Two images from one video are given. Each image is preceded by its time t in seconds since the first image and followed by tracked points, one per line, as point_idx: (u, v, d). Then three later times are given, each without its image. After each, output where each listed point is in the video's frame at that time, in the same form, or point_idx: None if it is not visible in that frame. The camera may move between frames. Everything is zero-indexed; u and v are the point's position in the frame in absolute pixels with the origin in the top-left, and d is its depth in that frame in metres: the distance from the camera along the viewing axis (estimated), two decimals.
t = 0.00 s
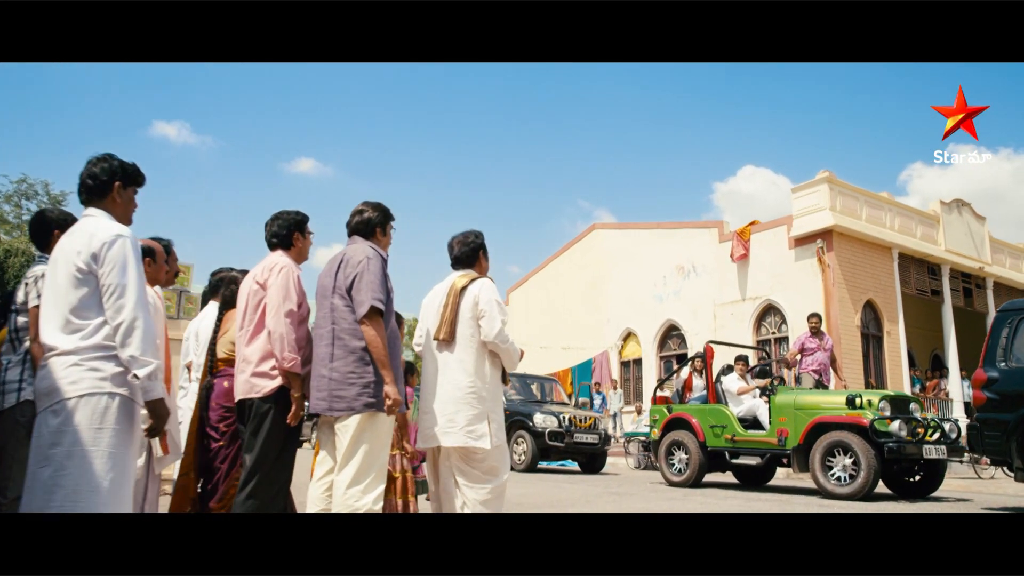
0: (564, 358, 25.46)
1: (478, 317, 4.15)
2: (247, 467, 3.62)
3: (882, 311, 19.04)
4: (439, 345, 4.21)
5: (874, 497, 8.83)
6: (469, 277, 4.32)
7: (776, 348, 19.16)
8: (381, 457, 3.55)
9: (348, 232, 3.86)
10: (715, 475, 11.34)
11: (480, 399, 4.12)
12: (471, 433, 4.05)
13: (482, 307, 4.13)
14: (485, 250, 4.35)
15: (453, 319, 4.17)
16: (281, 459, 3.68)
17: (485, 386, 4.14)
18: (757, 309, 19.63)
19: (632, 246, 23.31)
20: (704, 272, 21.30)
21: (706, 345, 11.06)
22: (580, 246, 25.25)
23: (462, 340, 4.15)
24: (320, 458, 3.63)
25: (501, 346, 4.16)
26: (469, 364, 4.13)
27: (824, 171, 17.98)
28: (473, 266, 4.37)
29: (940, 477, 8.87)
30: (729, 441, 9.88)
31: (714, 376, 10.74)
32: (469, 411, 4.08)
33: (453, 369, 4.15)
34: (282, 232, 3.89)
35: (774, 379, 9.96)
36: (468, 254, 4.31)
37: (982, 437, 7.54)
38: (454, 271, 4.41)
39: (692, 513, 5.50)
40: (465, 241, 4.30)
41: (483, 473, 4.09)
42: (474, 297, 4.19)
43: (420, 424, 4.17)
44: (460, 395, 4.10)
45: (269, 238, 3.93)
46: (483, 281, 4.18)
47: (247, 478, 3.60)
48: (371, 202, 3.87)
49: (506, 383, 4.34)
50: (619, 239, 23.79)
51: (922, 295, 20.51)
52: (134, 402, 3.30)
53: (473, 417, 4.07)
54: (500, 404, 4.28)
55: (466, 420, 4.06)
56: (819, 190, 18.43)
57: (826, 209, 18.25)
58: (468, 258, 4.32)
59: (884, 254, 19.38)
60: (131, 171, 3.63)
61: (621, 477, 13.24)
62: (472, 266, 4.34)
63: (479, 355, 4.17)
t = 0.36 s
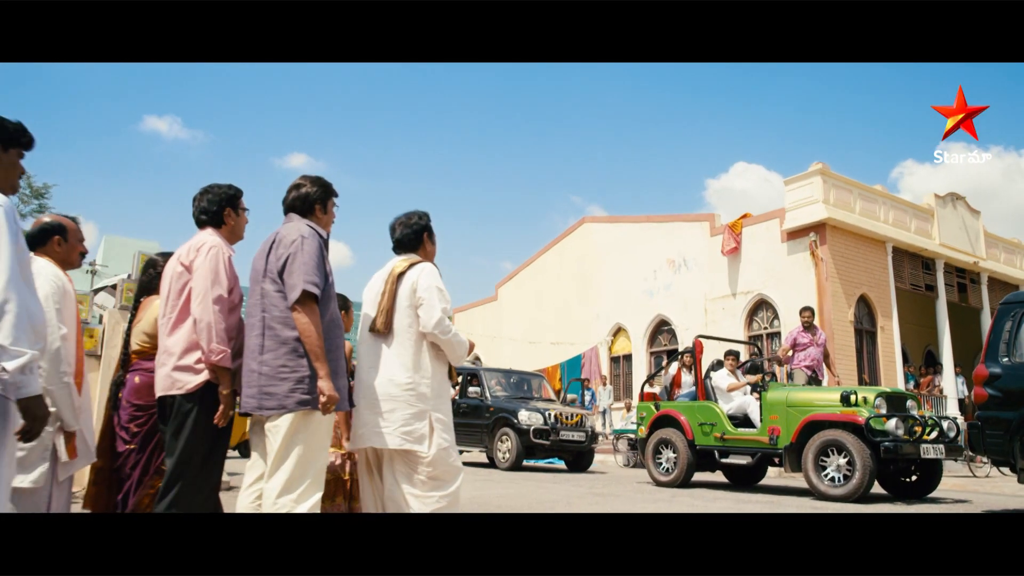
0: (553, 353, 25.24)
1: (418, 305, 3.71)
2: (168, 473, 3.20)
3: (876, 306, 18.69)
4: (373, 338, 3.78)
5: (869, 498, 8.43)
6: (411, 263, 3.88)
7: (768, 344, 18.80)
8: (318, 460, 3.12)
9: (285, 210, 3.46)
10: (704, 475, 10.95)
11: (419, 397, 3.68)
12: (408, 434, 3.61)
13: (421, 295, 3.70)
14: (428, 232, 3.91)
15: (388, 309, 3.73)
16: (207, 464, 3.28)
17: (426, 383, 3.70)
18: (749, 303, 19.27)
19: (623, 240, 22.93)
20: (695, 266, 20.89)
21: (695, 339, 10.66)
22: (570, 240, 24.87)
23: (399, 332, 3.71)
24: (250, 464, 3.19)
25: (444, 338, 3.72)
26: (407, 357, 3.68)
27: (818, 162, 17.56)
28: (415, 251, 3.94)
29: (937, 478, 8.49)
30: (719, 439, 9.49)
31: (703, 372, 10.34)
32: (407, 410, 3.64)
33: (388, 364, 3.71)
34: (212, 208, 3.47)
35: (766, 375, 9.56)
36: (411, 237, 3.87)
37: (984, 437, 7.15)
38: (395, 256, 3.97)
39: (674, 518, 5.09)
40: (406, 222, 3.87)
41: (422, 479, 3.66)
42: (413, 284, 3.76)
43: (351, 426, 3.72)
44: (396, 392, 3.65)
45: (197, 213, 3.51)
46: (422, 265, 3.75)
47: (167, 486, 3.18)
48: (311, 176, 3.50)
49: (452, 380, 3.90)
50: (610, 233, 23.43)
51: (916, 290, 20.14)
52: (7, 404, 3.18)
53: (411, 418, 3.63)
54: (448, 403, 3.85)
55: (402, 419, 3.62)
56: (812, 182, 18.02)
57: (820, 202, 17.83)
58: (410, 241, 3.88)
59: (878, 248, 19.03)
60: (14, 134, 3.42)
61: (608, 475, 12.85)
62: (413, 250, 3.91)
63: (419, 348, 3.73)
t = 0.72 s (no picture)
0: (541, 353, 24.93)
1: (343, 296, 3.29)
2: (66, 486, 3.00)
3: (869, 307, 18.36)
4: (297, 334, 3.37)
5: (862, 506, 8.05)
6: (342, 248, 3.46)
7: (758, 344, 18.45)
8: (235, 471, 2.79)
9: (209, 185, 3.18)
10: (692, 479, 10.56)
11: (344, 399, 3.26)
12: (329, 440, 3.21)
13: (347, 283, 3.28)
14: (364, 213, 3.47)
15: (312, 301, 3.32)
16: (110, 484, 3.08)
17: (353, 383, 3.28)
18: (740, 303, 18.91)
19: (612, 238, 22.60)
20: (685, 265, 20.53)
21: (682, 339, 10.27)
22: (559, 238, 24.52)
23: (323, 327, 3.29)
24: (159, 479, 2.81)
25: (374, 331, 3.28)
26: (330, 355, 3.27)
27: (810, 160, 17.21)
28: (350, 236, 3.51)
29: (933, 484, 8.12)
30: (707, 443, 9.11)
31: (690, 373, 9.94)
32: (329, 413, 3.23)
33: (310, 361, 3.30)
34: (123, 184, 3.26)
35: (756, 377, 9.18)
36: (344, 220, 3.44)
37: (984, 443, 6.80)
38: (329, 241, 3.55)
39: (655, 535, 4.68)
40: (339, 205, 3.44)
41: (347, 492, 3.24)
42: (340, 272, 3.33)
43: (267, 432, 3.31)
44: (317, 394, 3.24)
45: (108, 188, 3.29)
46: (351, 251, 3.32)
47: (66, 502, 2.99)
48: (235, 150, 3.27)
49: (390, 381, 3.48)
50: (599, 231, 23.07)
51: (910, 290, 19.81)
52: None
53: (335, 423, 3.22)
54: (385, 405, 3.42)
55: (324, 424, 3.21)
56: (805, 179, 17.66)
57: (812, 199, 17.47)
58: (343, 225, 3.46)
59: (872, 247, 18.69)
60: None
61: (593, 480, 12.45)
62: (346, 235, 3.48)
63: (346, 344, 3.31)
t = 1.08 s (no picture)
0: (528, 350, 24.57)
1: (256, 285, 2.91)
2: None
3: (860, 303, 18.03)
4: (211, 329, 3.03)
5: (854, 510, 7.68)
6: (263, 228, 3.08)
7: (747, 341, 18.10)
8: (128, 484, 2.81)
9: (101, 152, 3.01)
10: (677, 481, 10.19)
11: (262, 403, 2.89)
12: (240, 451, 2.85)
13: (260, 270, 2.90)
14: (286, 186, 3.07)
15: (222, 291, 2.97)
16: None
17: (269, 384, 2.90)
18: (729, 299, 18.56)
19: (600, 233, 22.24)
20: (674, 260, 20.17)
21: (667, 335, 9.89)
22: (547, 233, 24.15)
23: (234, 320, 2.93)
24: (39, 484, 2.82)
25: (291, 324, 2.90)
26: (243, 354, 2.91)
27: (801, 152, 16.86)
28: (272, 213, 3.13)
29: (928, 486, 7.77)
30: (692, 444, 8.74)
31: (676, 370, 9.57)
32: (242, 420, 2.87)
33: (222, 360, 2.96)
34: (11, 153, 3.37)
35: (744, 374, 8.81)
36: (264, 196, 3.05)
37: (984, 444, 6.45)
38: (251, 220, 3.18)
39: (632, 550, 4.29)
40: (259, 178, 3.04)
41: (265, 505, 2.88)
42: (255, 257, 2.95)
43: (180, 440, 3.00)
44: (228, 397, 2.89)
45: None
46: (266, 232, 2.93)
47: None
48: (138, 117, 3.04)
49: (321, 379, 3.09)
50: (587, 226, 22.71)
51: (901, 286, 19.49)
52: None
53: (249, 430, 2.86)
54: (312, 404, 3.05)
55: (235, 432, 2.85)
56: (795, 172, 17.30)
57: (803, 193, 17.11)
58: (263, 200, 3.06)
59: (863, 242, 18.36)
60: None
61: (577, 481, 12.06)
62: (268, 211, 3.09)
63: (264, 340, 2.93)
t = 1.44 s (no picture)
0: (514, 345, 24.20)
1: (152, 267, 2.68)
2: None
3: (850, 298, 17.70)
4: (101, 313, 2.80)
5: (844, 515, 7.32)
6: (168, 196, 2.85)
7: (736, 337, 17.76)
8: None
9: None
10: (662, 482, 9.83)
11: (155, 407, 2.69)
12: (129, 464, 2.65)
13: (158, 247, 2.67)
14: (192, 154, 2.87)
15: (112, 271, 2.75)
16: None
17: (166, 385, 2.70)
18: (717, 294, 18.21)
19: (587, 227, 21.87)
20: (661, 254, 19.80)
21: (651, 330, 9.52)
22: (533, 227, 23.76)
23: (126, 307, 2.72)
24: None
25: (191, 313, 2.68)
26: (136, 349, 2.70)
27: (791, 144, 16.49)
28: (177, 182, 2.91)
29: (920, 489, 7.42)
30: (676, 444, 8.37)
31: (660, 367, 9.20)
32: (131, 428, 2.67)
33: (112, 352, 2.74)
34: None
35: (730, 372, 8.44)
36: (166, 159, 2.84)
37: (982, 447, 6.09)
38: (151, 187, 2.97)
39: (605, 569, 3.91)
40: (161, 139, 2.84)
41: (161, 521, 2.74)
42: (152, 235, 2.72)
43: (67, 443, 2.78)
44: (116, 399, 2.68)
45: None
46: (167, 205, 2.71)
47: None
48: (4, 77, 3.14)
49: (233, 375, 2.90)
50: (573, 220, 22.34)
51: (892, 281, 19.16)
52: None
53: (141, 441, 2.66)
54: (219, 411, 2.86)
55: (124, 444, 2.65)
56: (785, 165, 16.93)
57: (793, 186, 16.74)
58: (165, 163, 2.87)
59: (853, 236, 18.04)
60: None
61: (559, 481, 11.70)
62: (171, 178, 2.89)
63: (160, 333, 2.72)
